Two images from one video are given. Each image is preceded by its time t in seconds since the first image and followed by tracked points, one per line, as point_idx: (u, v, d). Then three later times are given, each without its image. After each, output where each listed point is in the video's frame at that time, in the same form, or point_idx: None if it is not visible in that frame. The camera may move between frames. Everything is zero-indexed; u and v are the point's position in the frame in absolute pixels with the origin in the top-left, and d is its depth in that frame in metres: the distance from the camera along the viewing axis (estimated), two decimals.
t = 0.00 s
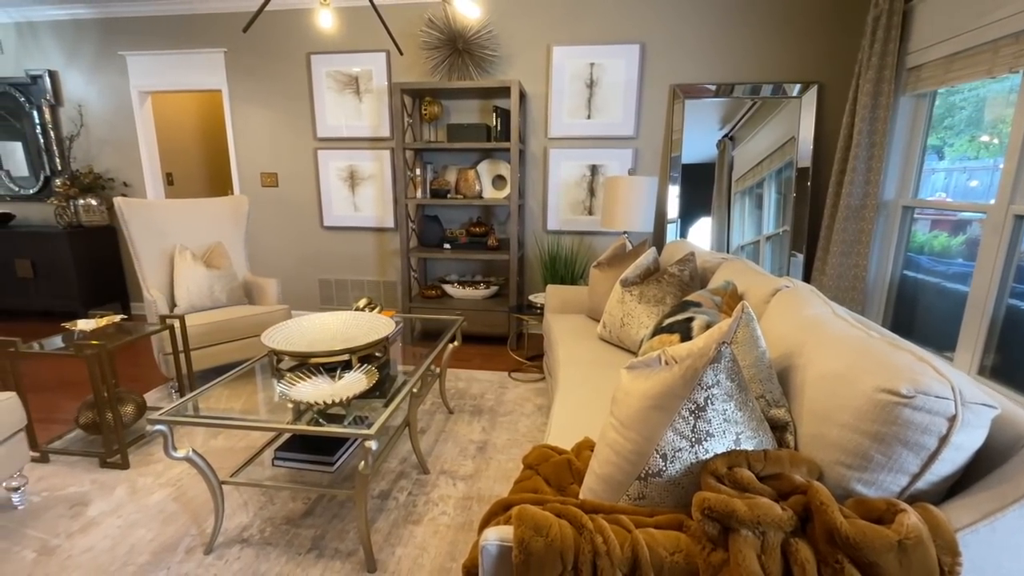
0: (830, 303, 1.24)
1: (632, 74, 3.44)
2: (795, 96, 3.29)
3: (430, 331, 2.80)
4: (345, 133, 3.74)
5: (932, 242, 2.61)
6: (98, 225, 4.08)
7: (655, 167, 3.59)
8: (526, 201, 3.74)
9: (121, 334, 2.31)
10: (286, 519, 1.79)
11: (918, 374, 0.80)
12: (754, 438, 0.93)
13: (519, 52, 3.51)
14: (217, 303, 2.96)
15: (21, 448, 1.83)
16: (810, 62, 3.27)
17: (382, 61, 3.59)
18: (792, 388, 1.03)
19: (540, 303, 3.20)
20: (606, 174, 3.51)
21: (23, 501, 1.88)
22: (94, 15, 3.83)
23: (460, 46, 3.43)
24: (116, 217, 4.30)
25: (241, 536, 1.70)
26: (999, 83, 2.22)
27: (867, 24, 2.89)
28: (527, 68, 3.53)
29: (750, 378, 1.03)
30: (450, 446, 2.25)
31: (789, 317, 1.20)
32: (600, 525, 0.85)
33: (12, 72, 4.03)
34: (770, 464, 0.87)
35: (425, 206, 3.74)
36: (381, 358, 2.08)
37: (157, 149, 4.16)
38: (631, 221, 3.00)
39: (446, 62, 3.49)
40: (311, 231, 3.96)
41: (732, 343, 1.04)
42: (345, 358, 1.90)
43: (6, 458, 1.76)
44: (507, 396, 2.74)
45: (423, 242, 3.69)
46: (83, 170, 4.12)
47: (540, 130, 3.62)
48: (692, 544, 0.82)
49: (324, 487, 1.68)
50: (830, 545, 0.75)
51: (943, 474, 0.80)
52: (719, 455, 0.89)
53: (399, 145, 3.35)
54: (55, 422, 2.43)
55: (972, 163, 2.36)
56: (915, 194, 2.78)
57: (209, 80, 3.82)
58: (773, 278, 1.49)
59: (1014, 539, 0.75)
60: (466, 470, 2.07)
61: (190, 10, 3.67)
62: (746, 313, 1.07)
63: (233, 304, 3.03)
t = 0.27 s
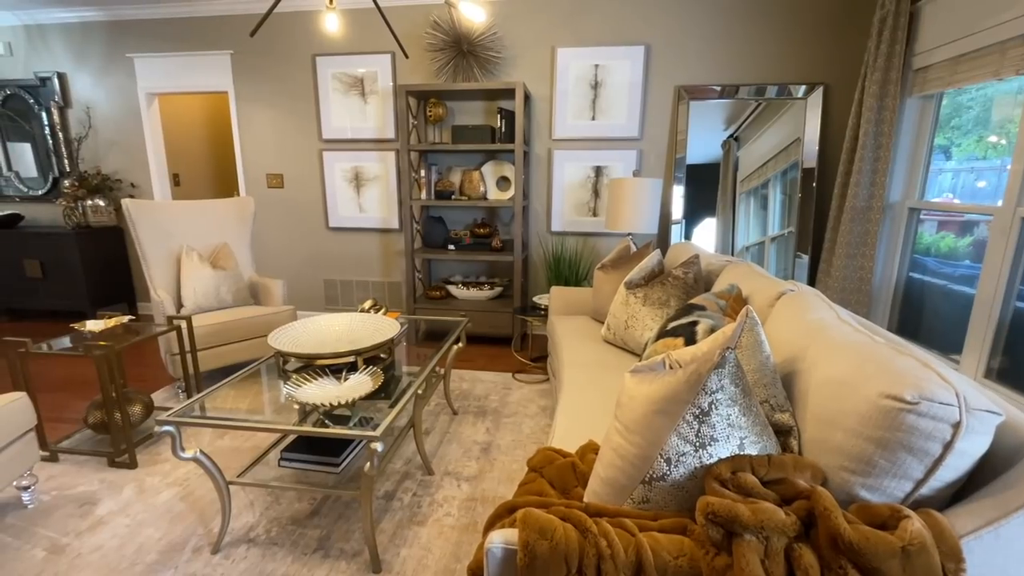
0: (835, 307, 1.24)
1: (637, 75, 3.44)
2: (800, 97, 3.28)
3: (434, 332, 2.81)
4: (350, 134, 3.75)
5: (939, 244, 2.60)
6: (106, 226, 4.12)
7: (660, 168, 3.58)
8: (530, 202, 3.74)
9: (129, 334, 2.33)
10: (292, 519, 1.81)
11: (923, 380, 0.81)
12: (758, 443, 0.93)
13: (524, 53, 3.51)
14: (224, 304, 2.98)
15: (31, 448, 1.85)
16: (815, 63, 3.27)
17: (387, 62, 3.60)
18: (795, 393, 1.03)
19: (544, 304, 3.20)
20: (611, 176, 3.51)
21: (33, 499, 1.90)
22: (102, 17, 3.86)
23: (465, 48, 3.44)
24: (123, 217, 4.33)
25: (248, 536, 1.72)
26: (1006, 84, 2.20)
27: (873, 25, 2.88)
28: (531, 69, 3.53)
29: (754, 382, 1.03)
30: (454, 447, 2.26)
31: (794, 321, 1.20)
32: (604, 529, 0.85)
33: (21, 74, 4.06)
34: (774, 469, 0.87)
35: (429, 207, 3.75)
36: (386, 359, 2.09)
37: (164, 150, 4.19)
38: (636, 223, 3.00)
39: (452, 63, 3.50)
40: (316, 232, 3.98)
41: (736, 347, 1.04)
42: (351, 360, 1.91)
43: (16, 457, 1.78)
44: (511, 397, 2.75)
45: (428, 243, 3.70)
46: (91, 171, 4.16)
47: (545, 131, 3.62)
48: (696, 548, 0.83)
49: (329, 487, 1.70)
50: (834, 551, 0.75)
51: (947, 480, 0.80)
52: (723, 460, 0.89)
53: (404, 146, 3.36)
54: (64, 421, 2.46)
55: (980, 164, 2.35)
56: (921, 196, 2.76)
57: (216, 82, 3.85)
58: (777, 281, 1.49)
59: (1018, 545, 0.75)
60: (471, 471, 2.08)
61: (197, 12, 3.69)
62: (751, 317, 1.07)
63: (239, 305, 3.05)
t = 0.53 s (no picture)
0: (842, 307, 1.23)
1: (642, 74, 3.43)
2: (806, 97, 3.26)
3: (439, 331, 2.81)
4: (355, 134, 3.76)
5: (947, 244, 2.58)
6: (114, 226, 4.15)
7: (665, 168, 3.58)
8: (535, 202, 3.74)
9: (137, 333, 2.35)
10: (298, 517, 1.82)
11: (931, 382, 0.80)
12: (764, 444, 0.93)
13: (529, 53, 3.51)
14: (230, 303, 3.00)
15: (40, 445, 1.87)
16: (821, 62, 3.25)
17: (392, 62, 3.61)
18: (801, 393, 1.03)
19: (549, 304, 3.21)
20: (616, 175, 3.50)
21: (42, 496, 1.92)
22: (110, 18, 3.89)
23: (470, 48, 3.45)
24: (131, 217, 4.37)
25: (254, 534, 1.73)
26: (1015, 83, 2.19)
27: (881, 23, 2.86)
28: (537, 69, 3.53)
29: (760, 383, 1.03)
30: (459, 446, 2.26)
31: (800, 321, 1.20)
32: (609, 529, 0.85)
33: (30, 75, 4.10)
34: (780, 470, 0.87)
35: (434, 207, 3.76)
36: (391, 358, 2.10)
37: (171, 150, 4.22)
38: (641, 223, 3.00)
39: (457, 63, 3.51)
40: (322, 231, 4.00)
41: (742, 347, 1.04)
42: (356, 359, 1.92)
43: (26, 454, 1.80)
44: (516, 396, 2.75)
45: (433, 243, 3.71)
46: (99, 171, 4.19)
47: (550, 131, 3.62)
48: (701, 547, 0.83)
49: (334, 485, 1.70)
50: (839, 552, 0.75)
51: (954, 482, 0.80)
52: (729, 461, 0.89)
53: (410, 146, 3.37)
54: (72, 419, 2.48)
55: (988, 164, 2.33)
56: (929, 196, 2.75)
57: (222, 82, 3.87)
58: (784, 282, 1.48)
59: None
60: (475, 470, 2.08)
61: (204, 13, 3.72)
62: (757, 318, 1.07)
63: (245, 304, 3.07)
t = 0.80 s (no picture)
0: (849, 308, 1.23)
1: (648, 73, 3.42)
2: (813, 96, 3.24)
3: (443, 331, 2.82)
4: (361, 134, 3.78)
5: (955, 244, 2.56)
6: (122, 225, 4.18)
7: (671, 167, 3.56)
8: (540, 201, 3.74)
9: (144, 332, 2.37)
10: (303, 515, 1.83)
11: (937, 383, 0.80)
12: (768, 445, 0.93)
13: (534, 52, 3.51)
14: (236, 302, 3.02)
15: (49, 442, 1.88)
16: (828, 61, 3.23)
17: (397, 62, 3.62)
18: (806, 394, 1.02)
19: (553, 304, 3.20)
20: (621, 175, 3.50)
21: (50, 493, 1.94)
22: (118, 19, 3.92)
23: (475, 48, 3.45)
24: (139, 216, 4.40)
25: (259, 531, 1.74)
26: None
27: (889, 22, 2.84)
28: (542, 69, 3.53)
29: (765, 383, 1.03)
30: (463, 445, 2.26)
31: (806, 321, 1.19)
32: (613, 529, 0.85)
33: (40, 75, 4.14)
34: (784, 471, 0.87)
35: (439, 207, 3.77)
36: (396, 358, 2.11)
37: (179, 150, 4.25)
38: (646, 223, 2.99)
39: (462, 63, 3.51)
40: (327, 231, 4.02)
41: (747, 347, 1.04)
42: (361, 358, 1.93)
43: (34, 451, 1.82)
44: (520, 396, 2.75)
45: (437, 243, 3.72)
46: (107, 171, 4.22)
47: (555, 131, 3.62)
48: (705, 548, 0.83)
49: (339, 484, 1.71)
50: (844, 553, 0.74)
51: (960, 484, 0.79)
52: (733, 461, 0.89)
53: (415, 146, 3.38)
54: (80, 416, 2.51)
55: (997, 163, 2.31)
56: (937, 196, 2.72)
57: (229, 82, 3.89)
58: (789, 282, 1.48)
59: None
60: (479, 469, 2.09)
61: (210, 14, 3.74)
62: (763, 318, 1.07)
63: (251, 303, 3.09)
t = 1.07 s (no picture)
0: (858, 307, 1.21)
1: (654, 72, 3.41)
2: (821, 95, 3.22)
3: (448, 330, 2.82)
4: (367, 133, 3.78)
5: (965, 245, 2.53)
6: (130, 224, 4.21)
7: (677, 166, 3.55)
8: (545, 201, 3.74)
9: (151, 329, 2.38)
10: (308, 513, 1.83)
11: (949, 383, 0.79)
12: (776, 445, 0.92)
13: (539, 51, 3.51)
14: (243, 300, 3.03)
15: (57, 438, 1.90)
16: (837, 59, 3.20)
17: (403, 62, 3.63)
18: (814, 394, 1.01)
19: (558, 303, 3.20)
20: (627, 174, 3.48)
21: (59, 489, 1.95)
22: (127, 20, 3.95)
23: (481, 47, 3.45)
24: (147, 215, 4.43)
25: (265, 529, 1.74)
26: None
27: (899, 20, 2.81)
28: (548, 68, 3.52)
29: (773, 383, 1.02)
30: (468, 444, 2.26)
31: (814, 321, 1.18)
32: (619, 529, 0.85)
33: (50, 75, 4.17)
34: (792, 471, 0.86)
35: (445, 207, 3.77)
36: (401, 356, 2.11)
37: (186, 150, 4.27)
38: (652, 222, 2.98)
39: (468, 62, 3.51)
40: (333, 230, 4.03)
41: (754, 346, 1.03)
42: (366, 357, 1.93)
43: (43, 447, 1.83)
44: (525, 396, 2.75)
45: (443, 242, 3.72)
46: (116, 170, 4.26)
47: (560, 130, 3.61)
48: (712, 549, 0.82)
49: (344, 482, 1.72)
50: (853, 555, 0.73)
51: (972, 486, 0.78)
52: (740, 462, 0.88)
53: (421, 145, 3.38)
54: (89, 413, 2.53)
55: (1009, 162, 2.29)
56: (947, 195, 2.69)
57: (236, 82, 3.91)
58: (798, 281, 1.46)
59: None
60: (484, 468, 2.08)
61: (218, 13, 3.76)
62: (771, 317, 1.06)
63: (258, 302, 3.10)
